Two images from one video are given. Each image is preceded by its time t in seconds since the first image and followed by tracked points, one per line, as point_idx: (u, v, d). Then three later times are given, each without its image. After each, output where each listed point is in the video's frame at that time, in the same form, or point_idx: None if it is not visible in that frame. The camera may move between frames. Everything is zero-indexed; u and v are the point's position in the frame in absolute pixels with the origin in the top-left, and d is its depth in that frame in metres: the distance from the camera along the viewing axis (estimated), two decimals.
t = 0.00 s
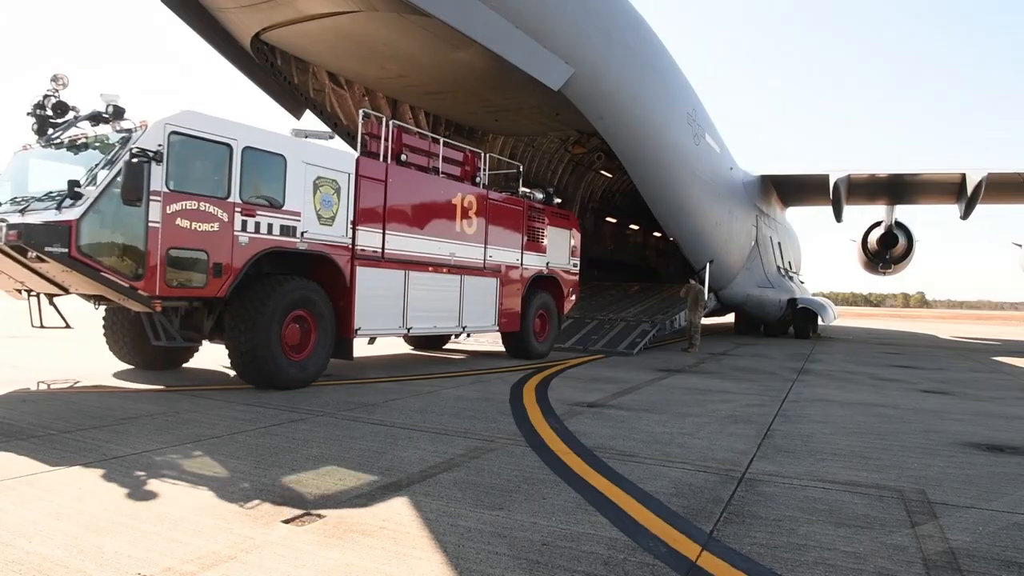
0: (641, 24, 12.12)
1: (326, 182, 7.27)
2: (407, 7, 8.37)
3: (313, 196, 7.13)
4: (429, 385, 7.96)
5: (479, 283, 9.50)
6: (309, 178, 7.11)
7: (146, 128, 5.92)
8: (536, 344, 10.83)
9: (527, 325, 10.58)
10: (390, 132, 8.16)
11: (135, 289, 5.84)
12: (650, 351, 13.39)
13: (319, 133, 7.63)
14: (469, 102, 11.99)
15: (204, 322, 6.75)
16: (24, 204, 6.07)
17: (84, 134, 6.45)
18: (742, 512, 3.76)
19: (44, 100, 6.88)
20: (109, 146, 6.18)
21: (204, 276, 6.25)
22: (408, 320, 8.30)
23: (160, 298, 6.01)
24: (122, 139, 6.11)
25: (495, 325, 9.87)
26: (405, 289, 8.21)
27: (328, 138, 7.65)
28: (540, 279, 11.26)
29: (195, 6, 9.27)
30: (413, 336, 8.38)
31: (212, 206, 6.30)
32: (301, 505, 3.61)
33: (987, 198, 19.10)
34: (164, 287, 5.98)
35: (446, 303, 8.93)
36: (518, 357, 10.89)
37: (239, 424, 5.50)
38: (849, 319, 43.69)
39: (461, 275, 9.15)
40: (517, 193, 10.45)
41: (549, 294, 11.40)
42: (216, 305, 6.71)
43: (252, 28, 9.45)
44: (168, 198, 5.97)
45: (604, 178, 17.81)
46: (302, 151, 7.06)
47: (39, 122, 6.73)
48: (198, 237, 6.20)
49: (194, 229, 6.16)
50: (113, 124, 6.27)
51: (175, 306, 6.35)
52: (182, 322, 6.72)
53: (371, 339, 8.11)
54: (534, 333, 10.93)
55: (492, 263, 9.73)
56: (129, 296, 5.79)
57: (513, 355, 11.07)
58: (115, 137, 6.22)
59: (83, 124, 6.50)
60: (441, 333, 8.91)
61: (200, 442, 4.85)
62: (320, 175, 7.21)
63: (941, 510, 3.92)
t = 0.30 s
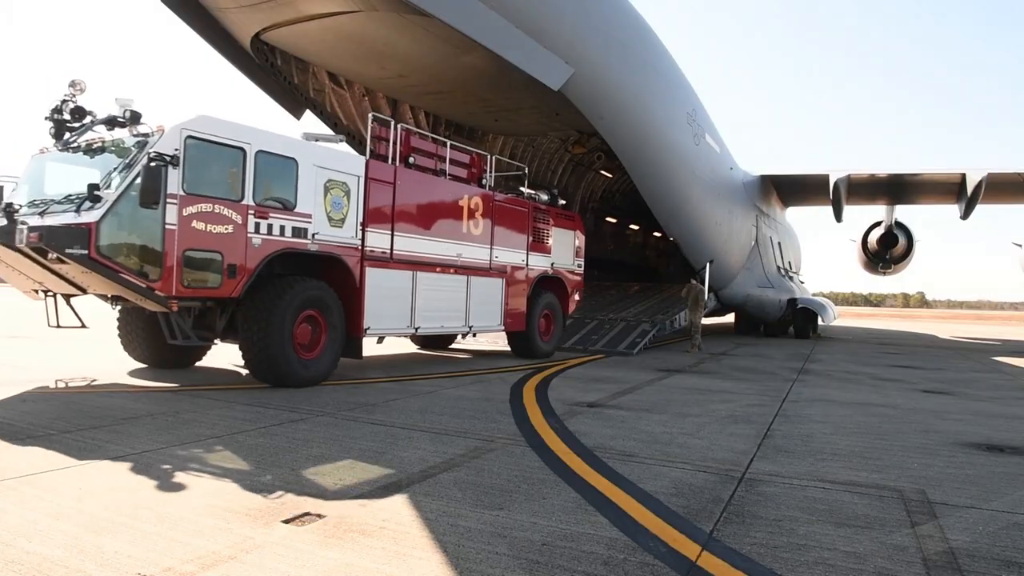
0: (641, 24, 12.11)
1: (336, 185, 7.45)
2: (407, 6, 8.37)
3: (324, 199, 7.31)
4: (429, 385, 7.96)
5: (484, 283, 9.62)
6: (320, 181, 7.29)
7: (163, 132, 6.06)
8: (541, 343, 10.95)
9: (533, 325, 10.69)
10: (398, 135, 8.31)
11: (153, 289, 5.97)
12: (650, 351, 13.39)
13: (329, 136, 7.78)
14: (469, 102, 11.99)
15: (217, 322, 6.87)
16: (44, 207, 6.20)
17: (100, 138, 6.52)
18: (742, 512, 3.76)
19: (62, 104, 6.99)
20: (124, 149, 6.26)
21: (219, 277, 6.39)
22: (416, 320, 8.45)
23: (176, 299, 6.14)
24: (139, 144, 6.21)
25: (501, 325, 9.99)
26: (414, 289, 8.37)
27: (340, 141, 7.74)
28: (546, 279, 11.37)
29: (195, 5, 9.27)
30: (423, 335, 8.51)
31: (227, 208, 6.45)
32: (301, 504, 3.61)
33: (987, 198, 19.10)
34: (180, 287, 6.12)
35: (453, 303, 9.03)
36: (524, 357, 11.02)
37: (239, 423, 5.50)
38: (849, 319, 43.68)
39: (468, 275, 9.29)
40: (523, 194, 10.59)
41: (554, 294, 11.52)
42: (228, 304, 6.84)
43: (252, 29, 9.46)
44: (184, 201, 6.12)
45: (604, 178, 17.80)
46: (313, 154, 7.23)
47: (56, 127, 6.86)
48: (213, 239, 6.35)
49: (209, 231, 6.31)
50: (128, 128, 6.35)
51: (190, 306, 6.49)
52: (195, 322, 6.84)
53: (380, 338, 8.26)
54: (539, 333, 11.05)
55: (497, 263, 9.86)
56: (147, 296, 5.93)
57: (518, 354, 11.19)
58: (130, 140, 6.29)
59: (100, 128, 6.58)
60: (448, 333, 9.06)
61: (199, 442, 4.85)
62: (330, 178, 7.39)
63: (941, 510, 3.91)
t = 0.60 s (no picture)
0: (641, 25, 12.11)
1: (348, 188, 7.58)
2: (407, 6, 8.38)
3: (336, 201, 7.43)
4: (429, 385, 7.96)
5: (491, 283, 9.71)
6: (332, 184, 7.41)
7: (182, 137, 6.17)
8: (547, 343, 11.01)
9: (540, 325, 10.73)
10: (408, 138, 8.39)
11: (172, 290, 6.10)
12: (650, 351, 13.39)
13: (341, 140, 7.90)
14: (468, 103, 11.99)
15: (231, 321, 7.03)
16: (64, 209, 6.28)
17: (121, 143, 6.59)
18: (742, 512, 3.76)
19: (82, 108, 7.04)
20: (144, 154, 6.35)
21: (235, 278, 6.52)
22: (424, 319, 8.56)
23: (194, 299, 6.28)
24: (160, 147, 6.27)
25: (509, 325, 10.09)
26: (422, 289, 8.48)
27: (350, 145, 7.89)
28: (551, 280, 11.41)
29: (195, 5, 9.26)
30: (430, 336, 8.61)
31: (243, 211, 6.58)
32: (301, 505, 3.62)
33: (987, 198, 19.11)
34: (198, 288, 6.25)
35: (459, 303, 9.12)
36: (528, 357, 11.07)
37: (239, 424, 5.50)
38: (848, 319, 43.68)
39: (475, 276, 9.39)
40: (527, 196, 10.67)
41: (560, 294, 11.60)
42: (242, 305, 6.97)
43: (252, 29, 9.45)
44: (202, 204, 6.25)
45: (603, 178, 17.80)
46: (326, 158, 7.35)
47: (75, 132, 6.95)
48: (230, 240, 6.48)
49: (226, 233, 6.44)
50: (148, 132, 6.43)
51: (207, 305, 6.63)
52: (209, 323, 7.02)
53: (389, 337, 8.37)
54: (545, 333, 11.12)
55: (503, 264, 9.94)
56: (165, 296, 6.05)
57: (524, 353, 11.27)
58: (150, 145, 6.40)
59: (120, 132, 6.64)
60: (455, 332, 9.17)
61: (200, 442, 4.85)
62: (342, 181, 7.51)
63: (941, 510, 3.91)
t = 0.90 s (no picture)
0: (642, 25, 12.11)
1: (359, 190, 7.62)
2: (407, 6, 8.38)
3: (348, 203, 7.49)
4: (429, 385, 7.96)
5: (497, 283, 9.72)
6: (344, 186, 7.47)
7: (199, 141, 6.25)
8: (552, 343, 11.00)
9: (545, 326, 10.75)
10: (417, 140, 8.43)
11: (189, 289, 6.18)
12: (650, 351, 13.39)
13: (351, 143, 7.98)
14: (468, 102, 11.99)
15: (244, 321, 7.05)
16: (84, 211, 6.42)
17: (139, 146, 6.70)
18: (742, 512, 3.76)
19: (100, 112, 7.13)
20: (159, 157, 6.44)
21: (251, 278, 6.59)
22: (431, 319, 8.58)
23: (211, 298, 6.34)
24: (177, 151, 6.34)
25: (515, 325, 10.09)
26: (430, 290, 8.51)
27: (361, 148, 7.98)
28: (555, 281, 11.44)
29: (194, 5, 9.26)
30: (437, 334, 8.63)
31: (258, 212, 6.65)
32: (301, 505, 3.61)
33: (986, 198, 19.11)
34: (215, 288, 6.32)
35: (466, 303, 9.13)
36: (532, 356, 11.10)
37: (239, 424, 5.50)
38: (848, 319, 43.68)
39: (482, 276, 9.40)
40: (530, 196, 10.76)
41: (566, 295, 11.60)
42: (255, 305, 7.02)
43: (252, 29, 9.45)
44: (219, 206, 6.32)
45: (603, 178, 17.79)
46: (338, 160, 7.41)
47: (92, 135, 7.02)
48: (245, 241, 6.55)
49: (242, 234, 6.50)
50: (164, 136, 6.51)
51: (222, 305, 6.68)
52: (223, 323, 7.03)
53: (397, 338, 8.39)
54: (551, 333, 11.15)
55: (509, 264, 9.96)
56: (183, 295, 6.13)
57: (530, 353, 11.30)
58: (165, 148, 6.49)
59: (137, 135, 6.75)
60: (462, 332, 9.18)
61: (200, 441, 4.85)
62: (354, 183, 7.57)
63: (941, 510, 3.91)
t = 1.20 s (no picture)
0: (641, 24, 12.10)
1: (418, 203, 8.57)
2: (407, 6, 8.37)
3: (407, 215, 8.39)
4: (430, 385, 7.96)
5: (494, 283, 9.78)
6: (403, 200, 8.38)
7: (289, 162, 7.24)
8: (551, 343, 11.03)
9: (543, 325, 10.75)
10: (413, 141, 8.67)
11: (281, 295, 7.15)
12: (650, 351, 13.39)
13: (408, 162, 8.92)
14: (468, 103, 12.00)
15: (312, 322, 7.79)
16: (179, 223, 7.28)
17: (224, 164, 7.58)
18: (742, 512, 3.76)
19: (186, 132, 7.98)
20: (248, 176, 7.33)
21: (329, 284, 7.52)
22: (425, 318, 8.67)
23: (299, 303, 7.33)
24: (264, 172, 7.27)
25: (514, 324, 10.17)
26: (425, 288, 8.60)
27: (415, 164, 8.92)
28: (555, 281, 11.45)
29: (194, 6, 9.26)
30: (439, 337, 8.69)
31: (335, 225, 7.59)
32: (301, 505, 3.61)
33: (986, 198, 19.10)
34: (301, 294, 7.27)
35: (461, 303, 9.21)
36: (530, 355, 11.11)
37: (239, 424, 5.49)
38: (848, 319, 43.65)
39: (477, 276, 9.45)
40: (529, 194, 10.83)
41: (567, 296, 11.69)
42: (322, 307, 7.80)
43: (252, 29, 9.45)
44: (306, 221, 7.31)
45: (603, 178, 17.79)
46: (400, 177, 8.34)
47: (177, 151, 7.81)
48: (326, 252, 7.50)
49: (323, 245, 7.47)
50: (255, 159, 7.45)
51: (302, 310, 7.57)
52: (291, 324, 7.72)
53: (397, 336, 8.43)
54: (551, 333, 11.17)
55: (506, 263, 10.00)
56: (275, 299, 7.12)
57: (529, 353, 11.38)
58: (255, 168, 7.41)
59: (222, 155, 7.67)
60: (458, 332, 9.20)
61: (199, 441, 4.85)
62: (413, 197, 8.51)
63: (941, 510, 3.92)
